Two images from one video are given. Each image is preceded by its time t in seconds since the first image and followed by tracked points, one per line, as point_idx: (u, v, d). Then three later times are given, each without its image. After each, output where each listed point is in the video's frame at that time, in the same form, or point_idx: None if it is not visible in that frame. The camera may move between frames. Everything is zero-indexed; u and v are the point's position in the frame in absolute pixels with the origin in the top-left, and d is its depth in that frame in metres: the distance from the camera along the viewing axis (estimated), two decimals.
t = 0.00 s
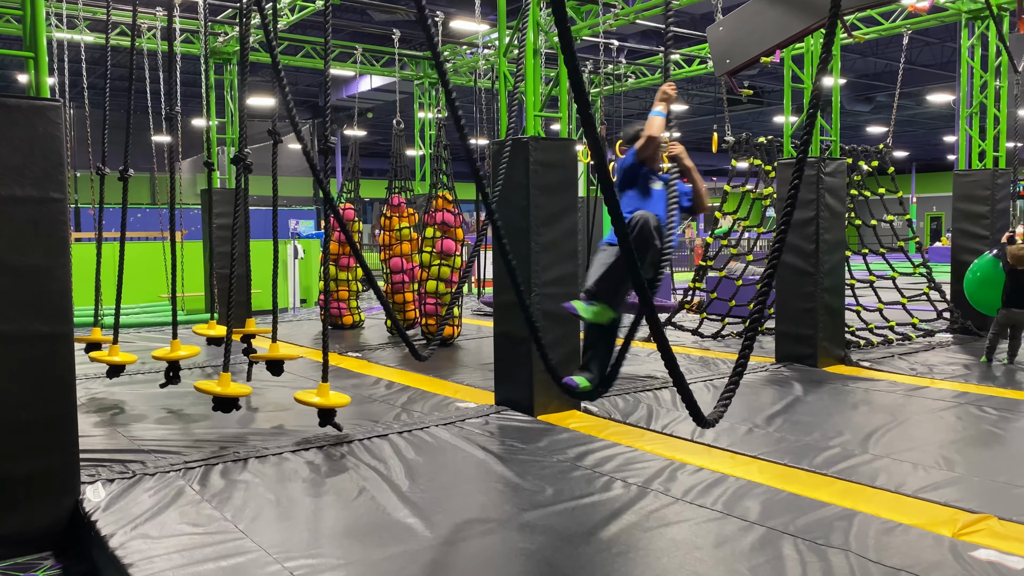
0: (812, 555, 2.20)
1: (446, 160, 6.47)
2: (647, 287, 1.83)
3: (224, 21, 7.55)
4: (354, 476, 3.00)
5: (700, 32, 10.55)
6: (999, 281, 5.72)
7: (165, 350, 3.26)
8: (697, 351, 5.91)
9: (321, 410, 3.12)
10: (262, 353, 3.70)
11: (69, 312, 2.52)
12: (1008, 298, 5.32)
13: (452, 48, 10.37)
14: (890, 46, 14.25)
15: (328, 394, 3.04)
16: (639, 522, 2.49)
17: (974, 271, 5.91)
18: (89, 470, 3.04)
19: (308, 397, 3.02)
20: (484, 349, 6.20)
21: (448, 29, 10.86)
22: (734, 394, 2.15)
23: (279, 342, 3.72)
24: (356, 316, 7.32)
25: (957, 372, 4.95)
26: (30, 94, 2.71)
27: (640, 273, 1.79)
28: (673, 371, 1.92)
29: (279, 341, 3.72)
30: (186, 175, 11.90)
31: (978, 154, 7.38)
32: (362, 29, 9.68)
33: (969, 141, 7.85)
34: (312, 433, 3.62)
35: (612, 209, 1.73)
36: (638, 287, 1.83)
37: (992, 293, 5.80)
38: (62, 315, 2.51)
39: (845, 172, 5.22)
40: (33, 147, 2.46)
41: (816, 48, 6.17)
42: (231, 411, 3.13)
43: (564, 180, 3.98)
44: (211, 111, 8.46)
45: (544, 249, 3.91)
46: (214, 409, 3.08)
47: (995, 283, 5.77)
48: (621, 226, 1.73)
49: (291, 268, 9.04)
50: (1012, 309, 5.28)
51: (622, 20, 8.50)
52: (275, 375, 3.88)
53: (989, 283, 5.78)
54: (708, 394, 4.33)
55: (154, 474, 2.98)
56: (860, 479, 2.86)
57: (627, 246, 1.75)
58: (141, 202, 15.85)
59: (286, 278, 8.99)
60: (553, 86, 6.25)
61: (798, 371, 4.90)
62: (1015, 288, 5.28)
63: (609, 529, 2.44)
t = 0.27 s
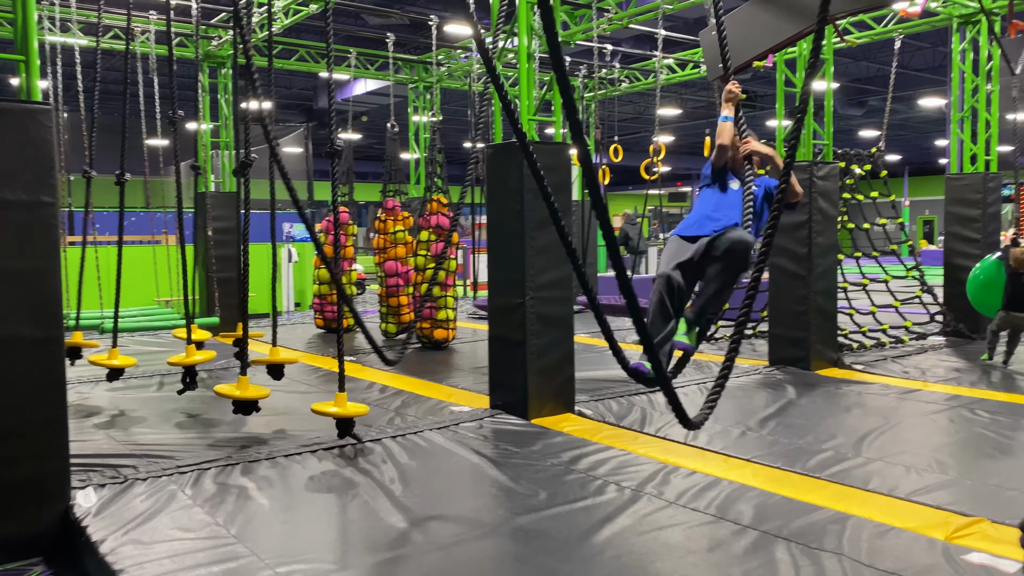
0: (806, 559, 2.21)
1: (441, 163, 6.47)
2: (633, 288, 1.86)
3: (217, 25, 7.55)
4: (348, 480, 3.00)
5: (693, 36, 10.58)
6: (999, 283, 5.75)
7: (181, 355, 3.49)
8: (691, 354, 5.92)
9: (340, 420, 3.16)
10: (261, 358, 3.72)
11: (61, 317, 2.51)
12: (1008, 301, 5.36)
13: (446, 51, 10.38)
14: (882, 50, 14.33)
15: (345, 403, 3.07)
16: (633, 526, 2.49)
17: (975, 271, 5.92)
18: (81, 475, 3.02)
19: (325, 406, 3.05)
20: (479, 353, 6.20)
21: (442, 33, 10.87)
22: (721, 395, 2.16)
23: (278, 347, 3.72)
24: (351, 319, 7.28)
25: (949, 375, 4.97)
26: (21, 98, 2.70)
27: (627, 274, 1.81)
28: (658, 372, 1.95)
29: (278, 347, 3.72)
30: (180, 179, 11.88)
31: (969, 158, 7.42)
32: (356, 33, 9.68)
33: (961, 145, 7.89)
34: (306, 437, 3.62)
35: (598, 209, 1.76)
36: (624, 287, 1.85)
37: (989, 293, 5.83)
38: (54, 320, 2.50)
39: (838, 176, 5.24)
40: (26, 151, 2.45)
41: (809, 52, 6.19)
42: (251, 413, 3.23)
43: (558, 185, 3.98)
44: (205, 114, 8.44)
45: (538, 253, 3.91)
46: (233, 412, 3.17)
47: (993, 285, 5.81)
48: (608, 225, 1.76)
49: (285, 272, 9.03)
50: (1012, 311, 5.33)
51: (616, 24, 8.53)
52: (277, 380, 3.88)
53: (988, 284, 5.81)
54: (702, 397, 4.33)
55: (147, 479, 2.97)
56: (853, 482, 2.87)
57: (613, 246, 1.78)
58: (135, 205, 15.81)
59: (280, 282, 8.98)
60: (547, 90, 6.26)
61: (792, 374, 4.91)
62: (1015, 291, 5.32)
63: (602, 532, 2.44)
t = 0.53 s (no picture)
0: (801, 562, 2.19)
1: (435, 166, 6.46)
2: (628, 290, 1.84)
3: (210, 27, 7.52)
4: (340, 484, 2.97)
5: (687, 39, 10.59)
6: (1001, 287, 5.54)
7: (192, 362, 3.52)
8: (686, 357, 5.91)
9: (359, 429, 3.07)
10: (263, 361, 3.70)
11: (51, 320, 2.49)
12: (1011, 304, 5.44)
13: (440, 53, 10.37)
14: (875, 53, 14.38)
15: (363, 411, 2.98)
16: (627, 529, 2.48)
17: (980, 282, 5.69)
18: (71, 479, 2.99)
19: (343, 415, 2.97)
20: (473, 356, 6.18)
21: (436, 35, 10.86)
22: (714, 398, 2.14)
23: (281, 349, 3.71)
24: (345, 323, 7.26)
25: (944, 377, 4.97)
26: (11, 99, 2.68)
27: (620, 275, 1.80)
28: (650, 374, 1.94)
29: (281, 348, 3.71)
30: (173, 182, 11.83)
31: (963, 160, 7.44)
32: (350, 34, 9.66)
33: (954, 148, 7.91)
34: (299, 441, 3.59)
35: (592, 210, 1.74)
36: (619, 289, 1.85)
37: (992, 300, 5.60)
38: (44, 323, 2.47)
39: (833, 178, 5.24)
40: (16, 152, 2.43)
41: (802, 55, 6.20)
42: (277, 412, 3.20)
43: (552, 187, 3.97)
44: (199, 117, 8.41)
45: (532, 256, 3.89)
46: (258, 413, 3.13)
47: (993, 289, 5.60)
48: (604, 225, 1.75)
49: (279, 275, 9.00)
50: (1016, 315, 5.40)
51: (611, 26, 8.54)
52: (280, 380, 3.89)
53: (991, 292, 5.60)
54: (696, 400, 4.32)
55: (138, 483, 2.94)
56: (848, 485, 2.86)
57: (607, 247, 1.76)
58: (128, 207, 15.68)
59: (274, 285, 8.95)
60: (541, 93, 6.25)
61: (787, 377, 4.90)
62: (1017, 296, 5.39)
63: (597, 536, 2.42)
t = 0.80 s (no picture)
0: (797, 565, 2.19)
1: (430, 170, 6.46)
2: (624, 294, 1.84)
3: (205, 31, 7.52)
4: (336, 489, 2.96)
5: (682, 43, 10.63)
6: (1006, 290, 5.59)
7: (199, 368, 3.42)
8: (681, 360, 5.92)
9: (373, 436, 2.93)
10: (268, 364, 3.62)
11: (43, 325, 2.48)
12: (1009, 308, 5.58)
13: (435, 57, 10.37)
14: (869, 56, 14.44)
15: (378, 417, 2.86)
16: (623, 533, 2.48)
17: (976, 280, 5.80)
18: (65, 484, 2.97)
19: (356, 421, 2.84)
20: (469, 360, 6.17)
21: (430, 38, 10.87)
22: (711, 401, 2.14)
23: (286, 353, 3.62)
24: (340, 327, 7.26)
25: (938, 380, 4.98)
26: (5, 104, 2.67)
27: (617, 279, 1.81)
28: (649, 378, 1.93)
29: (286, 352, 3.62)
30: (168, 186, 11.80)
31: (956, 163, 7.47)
32: (345, 38, 9.66)
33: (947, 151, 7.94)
34: (294, 446, 3.58)
35: (589, 216, 1.75)
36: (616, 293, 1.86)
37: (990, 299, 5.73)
38: (37, 327, 2.46)
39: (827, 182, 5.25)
40: (9, 157, 2.42)
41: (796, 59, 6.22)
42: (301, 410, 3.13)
43: (546, 191, 3.97)
44: (193, 121, 8.40)
45: (527, 259, 3.90)
46: (283, 412, 3.06)
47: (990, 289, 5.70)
48: (600, 230, 1.75)
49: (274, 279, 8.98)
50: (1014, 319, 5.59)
51: (605, 30, 8.58)
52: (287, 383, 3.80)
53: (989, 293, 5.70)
54: (692, 403, 4.32)
55: (132, 489, 2.92)
56: (843, 487, 2.86)
57: (603, 251, 1.76)
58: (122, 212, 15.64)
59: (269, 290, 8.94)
60: (536, 96, 6.26)
61: (782, 380, 4.91)
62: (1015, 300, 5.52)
63: (593, 540, 2.42)
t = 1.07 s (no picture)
0: (795, 568, 2.19)
1: (426, 174, 6.46)
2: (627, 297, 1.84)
3: (201, 36, 7.51)
4: (332, 492, 2.96)
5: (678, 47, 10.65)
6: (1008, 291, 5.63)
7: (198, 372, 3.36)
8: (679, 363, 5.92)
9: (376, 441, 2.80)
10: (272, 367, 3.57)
11: (40, 330, 2.47)
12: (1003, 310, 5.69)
13: (432, 61, 10.39)
14: (864, 59, 14.50)
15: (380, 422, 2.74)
16: (621, 536, 2.48)
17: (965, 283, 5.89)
18: (62, 490, 2.96)
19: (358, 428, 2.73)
20: (467, 364, 6.17)
21: (427, 43, 10.89)
22: (716, 406, 2.11)
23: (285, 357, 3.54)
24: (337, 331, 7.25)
25: (934, 382, 4.99)
26: (1, 109, 2.67)
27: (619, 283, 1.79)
28: (653, 382, 1.89)
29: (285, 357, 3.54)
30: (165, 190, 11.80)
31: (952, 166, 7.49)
32: (342, 42, 9.66)
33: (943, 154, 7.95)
34: (290, 450, 3.58)
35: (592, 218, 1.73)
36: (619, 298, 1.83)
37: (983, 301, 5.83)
38: (34, 333, 2.46)
39: (823, 184, 5.26)
40: (6, 162, 2.41)
41: (792, 62, 6.24)
42: (313, 409, 3.08)
43: (543, 194, 3.97)
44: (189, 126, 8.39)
45: (523, 263, 3.90)
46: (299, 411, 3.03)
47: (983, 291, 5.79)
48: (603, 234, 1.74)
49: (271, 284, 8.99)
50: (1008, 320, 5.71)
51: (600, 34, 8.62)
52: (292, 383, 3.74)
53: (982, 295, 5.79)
54: (689, 406, 4.32)
55: (129, 494, 2.91)
56: (841, 490, 2.87)
57: (605, 255, 1.75)
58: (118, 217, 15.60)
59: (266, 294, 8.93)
60: (532, 100, 6.27)
61: (779, 383, 4.91)
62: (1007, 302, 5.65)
63: (591, 543, 2.42)
